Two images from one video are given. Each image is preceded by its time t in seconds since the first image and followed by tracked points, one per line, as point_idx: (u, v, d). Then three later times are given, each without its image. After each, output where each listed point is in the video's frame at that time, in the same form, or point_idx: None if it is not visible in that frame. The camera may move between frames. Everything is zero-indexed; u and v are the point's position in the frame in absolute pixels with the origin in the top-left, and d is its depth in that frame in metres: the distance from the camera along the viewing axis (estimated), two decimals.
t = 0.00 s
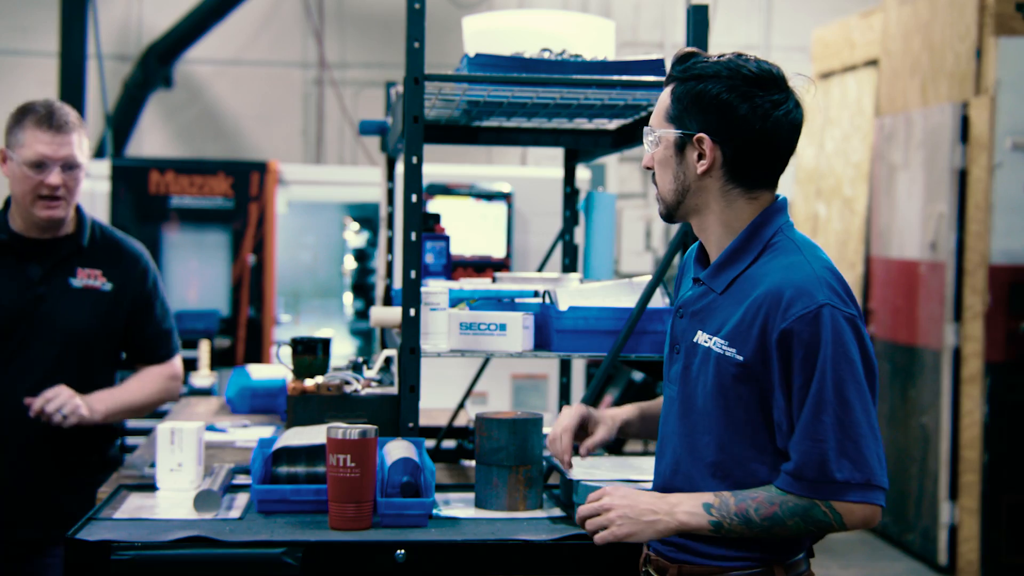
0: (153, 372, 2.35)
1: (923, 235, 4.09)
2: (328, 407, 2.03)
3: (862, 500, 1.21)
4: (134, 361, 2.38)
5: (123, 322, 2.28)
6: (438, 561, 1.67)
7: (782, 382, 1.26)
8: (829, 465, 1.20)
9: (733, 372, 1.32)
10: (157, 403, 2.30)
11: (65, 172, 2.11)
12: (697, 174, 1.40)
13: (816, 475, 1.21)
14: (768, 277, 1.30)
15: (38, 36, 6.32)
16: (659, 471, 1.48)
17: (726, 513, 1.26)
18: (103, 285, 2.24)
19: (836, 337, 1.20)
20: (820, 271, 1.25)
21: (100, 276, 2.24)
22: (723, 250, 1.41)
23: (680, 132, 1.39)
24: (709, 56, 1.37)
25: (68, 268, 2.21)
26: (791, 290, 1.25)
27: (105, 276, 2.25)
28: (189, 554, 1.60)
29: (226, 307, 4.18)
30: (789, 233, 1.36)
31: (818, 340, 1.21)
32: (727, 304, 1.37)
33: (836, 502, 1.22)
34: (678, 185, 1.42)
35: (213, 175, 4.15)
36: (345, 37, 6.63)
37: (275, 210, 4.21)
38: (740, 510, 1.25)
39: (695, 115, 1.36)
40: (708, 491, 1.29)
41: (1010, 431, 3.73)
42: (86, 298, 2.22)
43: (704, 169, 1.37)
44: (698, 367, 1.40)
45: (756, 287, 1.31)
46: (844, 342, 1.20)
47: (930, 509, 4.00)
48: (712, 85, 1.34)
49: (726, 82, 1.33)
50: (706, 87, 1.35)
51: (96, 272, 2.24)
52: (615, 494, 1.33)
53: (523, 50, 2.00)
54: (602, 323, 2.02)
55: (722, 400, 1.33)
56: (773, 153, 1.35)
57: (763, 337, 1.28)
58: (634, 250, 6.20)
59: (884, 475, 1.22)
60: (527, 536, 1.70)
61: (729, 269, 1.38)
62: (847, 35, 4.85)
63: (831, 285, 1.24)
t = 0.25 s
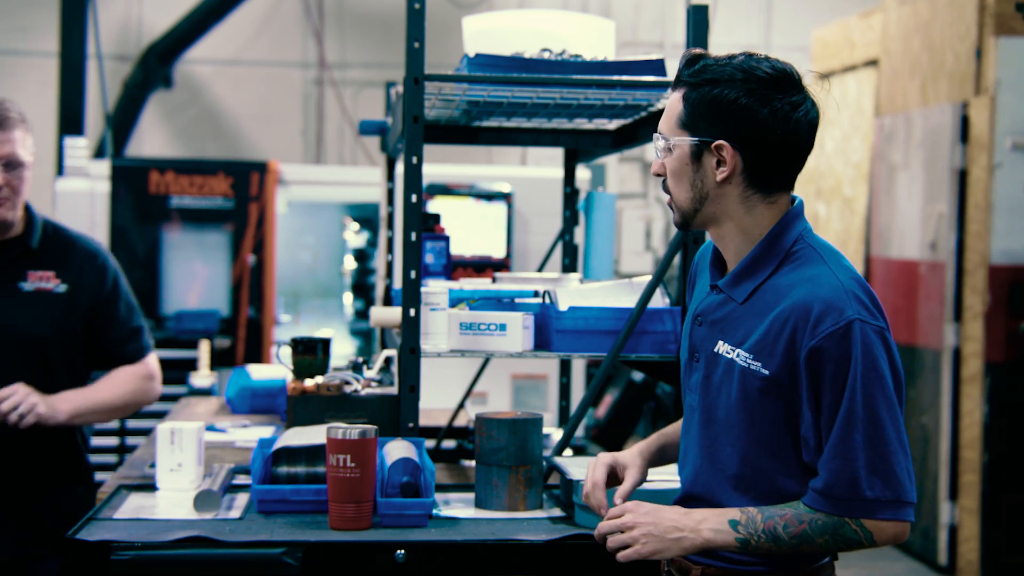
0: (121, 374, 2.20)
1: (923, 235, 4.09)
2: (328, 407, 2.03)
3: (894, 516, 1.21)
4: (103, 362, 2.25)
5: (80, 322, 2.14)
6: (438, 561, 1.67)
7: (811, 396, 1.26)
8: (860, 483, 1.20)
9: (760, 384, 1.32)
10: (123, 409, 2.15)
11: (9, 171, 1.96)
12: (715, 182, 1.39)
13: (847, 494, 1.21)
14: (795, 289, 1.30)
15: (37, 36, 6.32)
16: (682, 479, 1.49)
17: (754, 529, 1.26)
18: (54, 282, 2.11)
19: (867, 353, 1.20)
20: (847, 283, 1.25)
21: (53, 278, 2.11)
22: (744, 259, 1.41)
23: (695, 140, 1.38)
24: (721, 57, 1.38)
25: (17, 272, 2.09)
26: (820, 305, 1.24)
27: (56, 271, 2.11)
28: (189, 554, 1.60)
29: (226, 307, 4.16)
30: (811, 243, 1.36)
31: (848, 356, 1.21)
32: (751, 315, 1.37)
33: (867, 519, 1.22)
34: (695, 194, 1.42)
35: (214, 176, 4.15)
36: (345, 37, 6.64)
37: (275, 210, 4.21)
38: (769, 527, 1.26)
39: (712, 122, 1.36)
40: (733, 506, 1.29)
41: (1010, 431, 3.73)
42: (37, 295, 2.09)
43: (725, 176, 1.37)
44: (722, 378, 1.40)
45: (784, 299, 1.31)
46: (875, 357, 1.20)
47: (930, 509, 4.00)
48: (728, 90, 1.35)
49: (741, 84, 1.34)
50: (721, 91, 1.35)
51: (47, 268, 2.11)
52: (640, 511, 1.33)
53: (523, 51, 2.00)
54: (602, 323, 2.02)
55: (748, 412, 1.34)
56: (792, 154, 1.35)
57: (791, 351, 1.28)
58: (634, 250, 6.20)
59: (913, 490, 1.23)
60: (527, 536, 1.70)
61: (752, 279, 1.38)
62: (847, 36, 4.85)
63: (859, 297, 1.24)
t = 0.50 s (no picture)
0: (59, 375, 1.86)
1: (923, 235, 4.09)
2: (328, 407, 2.04)
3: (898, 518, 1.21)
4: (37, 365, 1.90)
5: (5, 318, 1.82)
6: (438, 562, 1.67)
7: (817, 396, 1.27)
8: (864, 483, 1.20)
9: (768, 384, 1.33)
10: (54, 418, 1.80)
11: None
12: (727, 182, 1.39)
13: (850, 493, 1.21)
14: (801, 289, 1.31)
15: (38, 36, 6.33)
16: (691, 482, 1.49)
17: (755, 529, 1.27)
18: None
19: (872, 350, 1.20)
20: (853, 282, 1.26)
21: None
22: (751, 260, 1.42)
23: (705, 142, 1.38)
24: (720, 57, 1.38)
25: None
26: (827, 303, 1.25)
27: None
28: (189, 554, 1.60)
29: (226, 307, 4.17)
30: (820, 241, 1.36)
31: (853, 353, 1.21)
32: (759, 316, 1.38)
33: (870, 520, 1.21)
34: (706, 197, 1.42)
35: (214, 176, 4.16)
36: (345, 38, 6.64)
37: (275, 210, 4.21)
38: (770, 527, 1.26)
39: (722, 123, 1.36)
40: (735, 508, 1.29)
41: (1010, 431, 3.73)
42: None
43: (737, 177, 1.37)
44: (730, 380, 1.41)
45: (790, 298, 1.32)
46: (878, 355, 1.20)
47: (930, 509, 4.00)
48: (735, 91, 1.34)
49: (748, 84, 1.34)
50: (727, 93, 1.35)
51: None
52: (639, 512, 1.31)
53: (523, 51, 2.00)
54: (602, 323, 2.02)
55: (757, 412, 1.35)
56: (800, 151, 1.36)
57: (797, 350, 1.29)
58: (634, 250, 6.20)
59: (918, 492, 1.22)
60: (528, 536, 1.70)
61: (758, 279, 1.38)
62: (847, 36, 4.85)
63: (864, 296, 1.25)
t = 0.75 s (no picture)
0: (29, 375, 1.67)
1: (924, 235, 4.09)
2: (328, 407, 2.04)
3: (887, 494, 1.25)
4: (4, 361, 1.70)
5: None
6: (438, 561, 1.67)
7: (805, 378, 1.30)
8: (857, 458, 1.23)
9: (754, 370, 1.37)
10: (23, 421, 1.63)
11: None
12: (716, 176, 1.42)
13: (843, 469, 1.24)
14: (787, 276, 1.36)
15: (38, 36, 6.34)
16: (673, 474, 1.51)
17: (746, 508, 1.30)
18: None
19: (860, 332, 1.25)
20: (838, 268, 1.31)
21: None
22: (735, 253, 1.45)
23: (695, 137, 1.41)
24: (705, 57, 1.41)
25: None
26: (815, 287, 1.30)
27: None
28: (190, 554, 1.60)
29: (227, 307, 4.18)
30: (797, 232, 1.41)
31: (843, 335, 1.26)
32: (743, 306, 1.41)
33: (861, 495, 1.25)
34: (695, 191, 1.44)
35: (214, 176, 4.15)
36: (346, 38, 6.64)
37: (276, 210, 4.21)
38: (763, 504, 1.29)
39: (712, 118, 1.39)
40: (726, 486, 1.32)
41: (1011, 430, 3.72)
42: None
43: (729, 169, 1.40)
44: (714, 369, 1.44)
45: (775, 285, 1.36)
46: (867, 336, 1.25)
47: (931, 509, 4.00)
48: (724, 88, 1.38)
49: (739, 80, 1.38)
50: (715, 90, 1.39)
51: None
52: (631, 492, 1.34)
53: (524, 51, 2.00)
54: (602, 323, 2.03)
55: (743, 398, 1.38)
56: (786, 145, 1.40)
57: (785, 335, 1.33)
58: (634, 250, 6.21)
59: (905, 470, 1.26)
60: (528, 536, 1.70)
61: (741, 270, 1.42)
62: (847, 36, 4.85)
63: (851, 281, 1.29)
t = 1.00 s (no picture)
0: (51, 403, 1.58)
1: (926, 235, 4.09)
2: (330, 407, 2.04)
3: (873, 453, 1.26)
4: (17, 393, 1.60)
5: None
6: (441, 562, 1.67)
7: (775, 354, 1.31)
8: (841, 423, 1.25)
9: (719, 355, 1.35)
10: (34, 452, 1.51)
11: None
12: (675, 173, 1.42)
13: (828, 434, 1.25)
14: (749, 257, 1.36)
15: (41, 36, 6.36)
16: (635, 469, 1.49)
17: (738, 483, 1.27)
18: None
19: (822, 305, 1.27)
20: (799, 247, 1.33)
21: None
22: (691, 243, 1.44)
23: (655, 136, 1.41)
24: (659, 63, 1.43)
25: None
26: (779, 265, 1.31)
27: None
28: (192, 554, 1.60)
29: (229, 307, 4.18)
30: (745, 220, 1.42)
31: (814, 307, 1.27)
32: (703, 292, 1.40)
33: (847, 457, 1.26)
34: (655, 188, 1.43)
35: (216, 176, 4.16)
36: (348, 38, 6.65)
37: (278, 210, 4.21)
38: (755, 477, 1.27)
39: (671, 115, 1.39)
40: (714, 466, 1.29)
41: (1014, 430, 3.72)
42: None
43: (687, 166, 1.40)
44: (676, 359, 1.42)
45: (737, 268, 1.37)
46: (834, 308, 1.27)
47: (934, 509, 4.00)
48: (679, 88, 1.40)
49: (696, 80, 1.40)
50: (672, 90, 1.40)
51: None
52: (618, 482, 1.30)
53: (526, 51, 2.00)
54: (605, 323, 2.02)
55: (709, 385, 1.37)
56: (741, 144, 1.42)
57: (751, 315, 1.33)
58: (637, 249, 6.21)
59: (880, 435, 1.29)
60: (530, 536, 1.70)
61: (701, 260, 1.41)
62: (850, 35, 4.85)
63: (813, 259, 1.32)
